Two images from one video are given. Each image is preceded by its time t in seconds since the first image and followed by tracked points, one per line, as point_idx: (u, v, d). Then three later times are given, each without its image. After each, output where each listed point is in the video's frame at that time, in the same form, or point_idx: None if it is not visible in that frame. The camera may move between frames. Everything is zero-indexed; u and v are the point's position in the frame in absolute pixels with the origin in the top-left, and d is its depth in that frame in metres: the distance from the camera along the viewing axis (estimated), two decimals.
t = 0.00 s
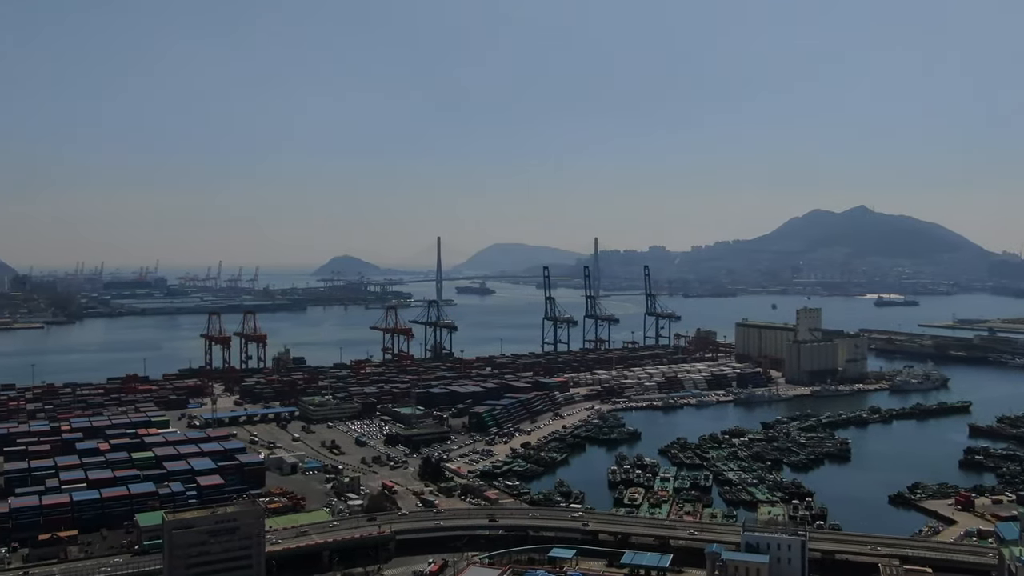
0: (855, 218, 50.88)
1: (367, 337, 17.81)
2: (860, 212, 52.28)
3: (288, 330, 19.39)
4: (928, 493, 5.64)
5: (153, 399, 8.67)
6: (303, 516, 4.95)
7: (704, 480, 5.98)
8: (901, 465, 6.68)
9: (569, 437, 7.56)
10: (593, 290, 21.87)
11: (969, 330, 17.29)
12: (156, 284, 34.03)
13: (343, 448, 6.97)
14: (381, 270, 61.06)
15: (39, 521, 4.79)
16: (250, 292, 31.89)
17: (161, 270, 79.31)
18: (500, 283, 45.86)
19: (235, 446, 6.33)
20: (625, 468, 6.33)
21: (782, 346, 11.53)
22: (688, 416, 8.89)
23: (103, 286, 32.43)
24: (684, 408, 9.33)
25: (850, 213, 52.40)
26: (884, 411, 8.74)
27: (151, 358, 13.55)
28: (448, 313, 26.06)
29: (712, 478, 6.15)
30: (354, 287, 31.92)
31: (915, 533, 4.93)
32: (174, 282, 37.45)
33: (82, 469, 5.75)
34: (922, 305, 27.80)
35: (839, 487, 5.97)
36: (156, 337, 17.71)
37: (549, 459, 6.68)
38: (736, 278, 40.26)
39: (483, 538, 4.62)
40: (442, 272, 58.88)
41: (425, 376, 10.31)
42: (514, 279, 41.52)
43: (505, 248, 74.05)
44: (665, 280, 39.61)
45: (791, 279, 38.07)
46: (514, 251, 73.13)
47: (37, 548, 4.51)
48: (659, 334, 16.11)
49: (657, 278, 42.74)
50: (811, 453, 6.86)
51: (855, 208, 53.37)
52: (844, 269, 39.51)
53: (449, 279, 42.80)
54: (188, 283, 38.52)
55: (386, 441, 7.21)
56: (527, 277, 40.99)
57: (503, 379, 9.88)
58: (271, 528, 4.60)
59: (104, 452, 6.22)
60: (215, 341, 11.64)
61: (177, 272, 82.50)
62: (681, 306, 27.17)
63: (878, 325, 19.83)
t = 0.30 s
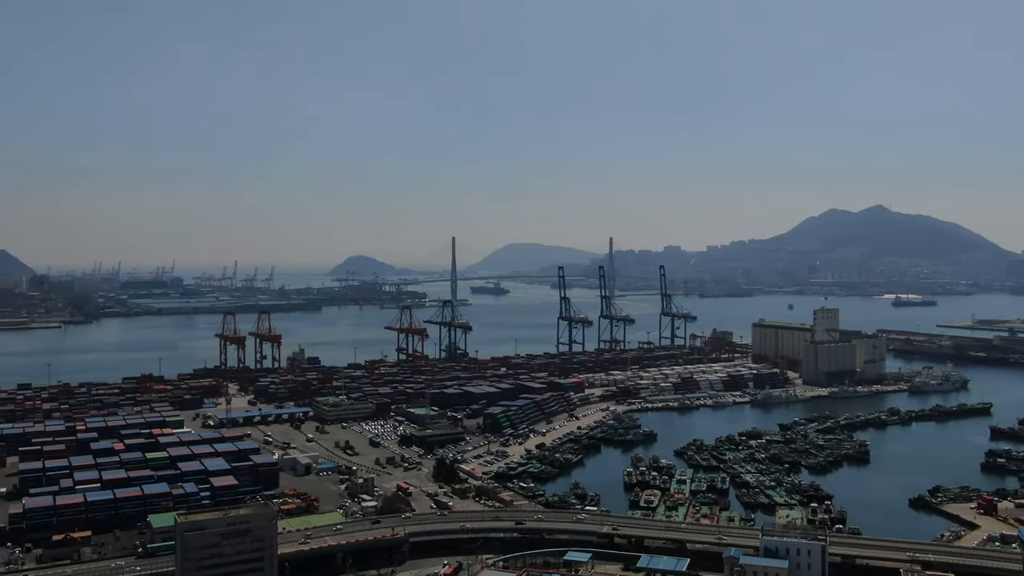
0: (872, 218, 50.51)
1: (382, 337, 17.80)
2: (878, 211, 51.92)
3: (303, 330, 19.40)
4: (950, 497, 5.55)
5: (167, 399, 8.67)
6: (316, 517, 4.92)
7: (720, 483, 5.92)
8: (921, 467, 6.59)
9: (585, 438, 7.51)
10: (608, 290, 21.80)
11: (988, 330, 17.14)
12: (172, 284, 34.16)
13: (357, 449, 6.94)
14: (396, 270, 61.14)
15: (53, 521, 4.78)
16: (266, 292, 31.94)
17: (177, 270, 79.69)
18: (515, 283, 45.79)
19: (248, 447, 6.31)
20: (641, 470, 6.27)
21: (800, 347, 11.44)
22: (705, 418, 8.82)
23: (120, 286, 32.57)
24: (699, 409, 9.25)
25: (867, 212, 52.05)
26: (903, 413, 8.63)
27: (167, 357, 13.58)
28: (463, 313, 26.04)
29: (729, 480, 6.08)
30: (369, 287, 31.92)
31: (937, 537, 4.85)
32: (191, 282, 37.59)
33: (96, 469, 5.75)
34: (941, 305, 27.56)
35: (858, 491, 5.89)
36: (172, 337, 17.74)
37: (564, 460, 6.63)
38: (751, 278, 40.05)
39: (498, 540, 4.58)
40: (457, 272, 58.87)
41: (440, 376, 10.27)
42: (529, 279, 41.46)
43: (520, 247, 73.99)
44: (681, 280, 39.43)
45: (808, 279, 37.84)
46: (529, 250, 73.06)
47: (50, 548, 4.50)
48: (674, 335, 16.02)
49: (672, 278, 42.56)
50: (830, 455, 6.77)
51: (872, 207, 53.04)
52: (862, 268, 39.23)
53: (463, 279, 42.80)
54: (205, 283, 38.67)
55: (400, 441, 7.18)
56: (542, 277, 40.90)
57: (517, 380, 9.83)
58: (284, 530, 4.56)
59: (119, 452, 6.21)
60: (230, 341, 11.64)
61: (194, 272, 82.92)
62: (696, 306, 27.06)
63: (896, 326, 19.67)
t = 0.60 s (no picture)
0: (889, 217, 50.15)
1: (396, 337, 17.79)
2: (895, 211, 51.56)
3: (318, 330, 19.42)
4: (971, 501, 5.47)
5: (182, 399, 8.67)
6: (329, 519, 4.88)
7: (737, 485, 5.84)
8: (941, 470, 6.50)
9: (600, 439, 7.45)
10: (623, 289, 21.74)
11: (1008, 330, 16.95)
12: (188, 284, 34.29)
13: (371, 450, 6.90)
14: (410, 270, 61.20)
15: (67, 522, 4.77)
16: (280, 292, 32.01)
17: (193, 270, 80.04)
18: (530, 282, 45.71)
19: (262, 448, 6.28)
20: (657, 472, 6.21)
21: (817, 347, 11.33)
22: (721, 419, 8.74)
23: (136, 286, 32.71)
24: (715, 410, 9.17)
25: (884, 212, 51.70)
26: (923, 415, 8.52)
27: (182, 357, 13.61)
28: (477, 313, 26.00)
29: (746, 482, 6.01)
30: (384, 287, 31.92)
31: (959, 542, 4.77)
32: (207, 282, 37.71)
33: (110, 470, 5.74)
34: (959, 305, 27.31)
35: (877, 494, 5.81)
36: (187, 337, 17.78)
37: (579, 462, 6.57)
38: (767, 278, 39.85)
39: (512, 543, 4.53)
40: (472, 271, 58.85)
41: (454, 377, 10.23)
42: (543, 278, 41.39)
43: (534, 246, 73.88)
44: (696, 280, 39.26)
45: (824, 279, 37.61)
46: (543, 250, 72.98)
47: (63, 549, 4.49)
48: (690, 335, 15.92)
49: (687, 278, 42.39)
50: (848, 458, 6.69)
51: (889, 207, 52.67)
52: (879, 268, 38.95)
53: (478, 279, 42.77)
54: (221, 283, 38.82)
55: (414, 442, 7.14)
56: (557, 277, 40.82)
57: (532, 380, 9.78)
58: (296, 532, 4.53)
59: (133, 452, 6.21)
60: (245, 341, 11.64)
61: (209, 272, 83.27)
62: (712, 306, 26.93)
63: (914, 326, 19.48)
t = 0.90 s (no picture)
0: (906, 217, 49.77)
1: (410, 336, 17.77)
2: (912, 210, 51.20)
3: (332, 330, 19.43)
4: (993, 505, 5.38)
5: (196, 399, 8.67)
6: (341, 521, 4.85)
7: (754, 488, 5.77)
8: (961, 473, 6.41)
9: (614, 440, 7.39)
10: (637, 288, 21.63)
11: None
12: (203, 284, 34.42)
13: (384, 450, 6.87)
14: (424, 270, 61.26)
15: (80, 523, 4.75)
16: (295, 292, 32.07)
17: (208, 271, 80.48)
18: (544, 282, 45.63)
19: (275, 448, 6.25)
20: (672, 474, 6.14)
21: (834, 348, 11.23)
22: (736, 421, 8.66)
23: (152, 286, 32.84)
24: (731, 412, 9.10)
25: (900, 212, 51.35)
26: (941, 417, 8.41)
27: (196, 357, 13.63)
28: (491, 313, 25.95)
29: (763, 485, 5.94)
30: (398, 287, 31.94)
31: (982, 547, 4.69)
32: (222, 281, 37.80)
33: (123, 470, 5.73)
34: (977, 305, 27.07)
35: (897, 497, 5.72)
36: (202, 337, 17.81)
37: (593, 464, 6.51)
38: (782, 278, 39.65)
39: (527, 547, 4.48)
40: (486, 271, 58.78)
41: (468, 377, 10.20)
42: (557, 278, 41.31)
43: (548, 246, 73.75)
44: (711, 280, 39.08)
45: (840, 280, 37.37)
46: (557, 250, 72.90)
47: (76, 550, 4.47)
48: (705, 335, 15.83)
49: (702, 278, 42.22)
50: (866, 460, 6.61)
51: (906, 207, 52.31)
52: (895, 268, 38.67)
53: (492, 279, 42.73)
54: (236, 283, 38.92)
55: (428, 443, 7.10)
56: (571, 278, 40.73)
57: (546, 381, 9.73)
58: (308, 534, 4.49)
59: (146, 453, 6.19)
60: (258, 341, 11.64)
61: (224, 272, 83.69)
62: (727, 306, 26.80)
63: (931, 326, 19.31)
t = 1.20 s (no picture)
0: (923, 217, 49.37)
1: (424, 337, 17.74)
2: (929, 210, 50.82)
3: (347, 330, 19.43)
4: (1015, 509, 5.29)
5: (210, 398, 8.68)
6: (354, 523, 4.81)
7: (771, 491, 5.70)
8: (982, 477, 6.31)
9: (629, 442, 7.33)
10: (651, 288, 21.55)
11: None
12: (219, 284, 34.54)
13: (398, 451, 6.83)
14: (438, 270, 61.33)
15: (92, 524, 4.74)
16: (309, 292, 32.10)
17: (223, 270, 80.82)
18: (558, 282, 45.54)
19: (288, 449, 6.23)
20: (688, 477, 6.08)
21: (851, 349, 11.12)
22: (753, 422, 8.58)
23: (168, 286, 32.98)
24: (747, 413, 9.03)
25: (917, 211, 50.98)
26: (961, 419, 8.30)
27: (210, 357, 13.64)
28: (505, 313, 25.91)
29: (781, 488, 5.86)
30: (412, 287, 31.95)
31: (1004, 552, 4.60)
32: (237, 281, 37.91)
33: (136, 471, 5.71)
34: (995, 306, 26.82)
35: (916, 501, 5.64)
36: (217, 337, 17.85)
37: (608, 466, 6.46)
38: (798, 279, 39.45)
39: (541, 550, 4.43)
40: (501, 271, 58.72)
41: (482, 378, 10.16)
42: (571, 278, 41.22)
43: (563, 246, 73.64)
44: (726, 280, 38.92)
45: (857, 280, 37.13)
46: (572, 250, 72.79)
47: (88, 551, 4.45)
48: (721, 336, 15.73)
49: (717, 279, 42.04)
50: (885, 463, 6.52)
51: (923, 206, 51.92)
52: (912, 268, 38.39)
53: (506, 279, 42.66)
54: (251, 283, 39.02)
55: (441, 444, 7.06)
56: (585, 278, 40.66)
57: (560, 381, 9.68)
58: (321, 536, 4.46)
59: (159, 454, 6.18)
60: (272, 340, 11.63)
61: (239, 272, 83.99)
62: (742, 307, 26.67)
63: (950, 327, 19.13)
